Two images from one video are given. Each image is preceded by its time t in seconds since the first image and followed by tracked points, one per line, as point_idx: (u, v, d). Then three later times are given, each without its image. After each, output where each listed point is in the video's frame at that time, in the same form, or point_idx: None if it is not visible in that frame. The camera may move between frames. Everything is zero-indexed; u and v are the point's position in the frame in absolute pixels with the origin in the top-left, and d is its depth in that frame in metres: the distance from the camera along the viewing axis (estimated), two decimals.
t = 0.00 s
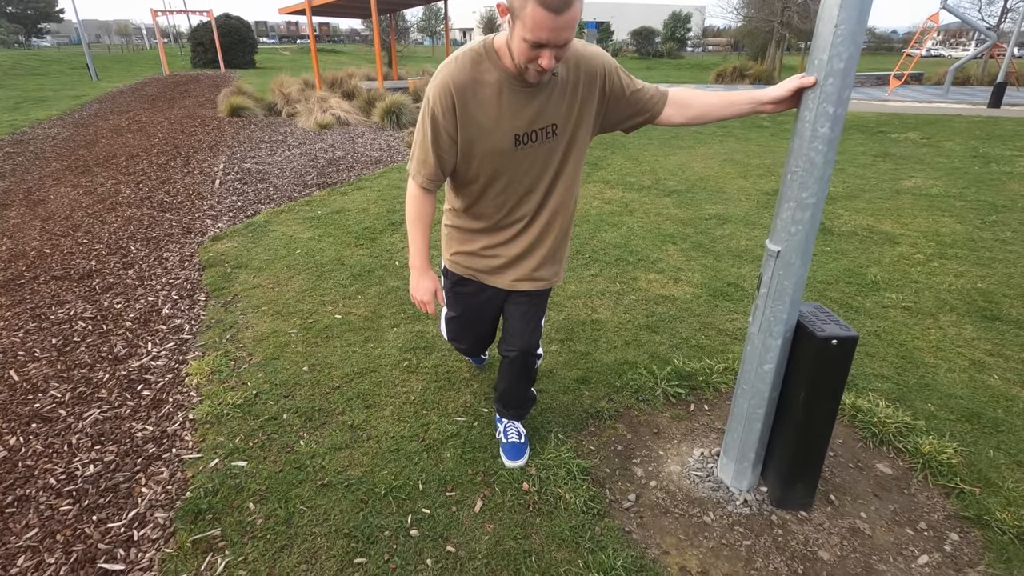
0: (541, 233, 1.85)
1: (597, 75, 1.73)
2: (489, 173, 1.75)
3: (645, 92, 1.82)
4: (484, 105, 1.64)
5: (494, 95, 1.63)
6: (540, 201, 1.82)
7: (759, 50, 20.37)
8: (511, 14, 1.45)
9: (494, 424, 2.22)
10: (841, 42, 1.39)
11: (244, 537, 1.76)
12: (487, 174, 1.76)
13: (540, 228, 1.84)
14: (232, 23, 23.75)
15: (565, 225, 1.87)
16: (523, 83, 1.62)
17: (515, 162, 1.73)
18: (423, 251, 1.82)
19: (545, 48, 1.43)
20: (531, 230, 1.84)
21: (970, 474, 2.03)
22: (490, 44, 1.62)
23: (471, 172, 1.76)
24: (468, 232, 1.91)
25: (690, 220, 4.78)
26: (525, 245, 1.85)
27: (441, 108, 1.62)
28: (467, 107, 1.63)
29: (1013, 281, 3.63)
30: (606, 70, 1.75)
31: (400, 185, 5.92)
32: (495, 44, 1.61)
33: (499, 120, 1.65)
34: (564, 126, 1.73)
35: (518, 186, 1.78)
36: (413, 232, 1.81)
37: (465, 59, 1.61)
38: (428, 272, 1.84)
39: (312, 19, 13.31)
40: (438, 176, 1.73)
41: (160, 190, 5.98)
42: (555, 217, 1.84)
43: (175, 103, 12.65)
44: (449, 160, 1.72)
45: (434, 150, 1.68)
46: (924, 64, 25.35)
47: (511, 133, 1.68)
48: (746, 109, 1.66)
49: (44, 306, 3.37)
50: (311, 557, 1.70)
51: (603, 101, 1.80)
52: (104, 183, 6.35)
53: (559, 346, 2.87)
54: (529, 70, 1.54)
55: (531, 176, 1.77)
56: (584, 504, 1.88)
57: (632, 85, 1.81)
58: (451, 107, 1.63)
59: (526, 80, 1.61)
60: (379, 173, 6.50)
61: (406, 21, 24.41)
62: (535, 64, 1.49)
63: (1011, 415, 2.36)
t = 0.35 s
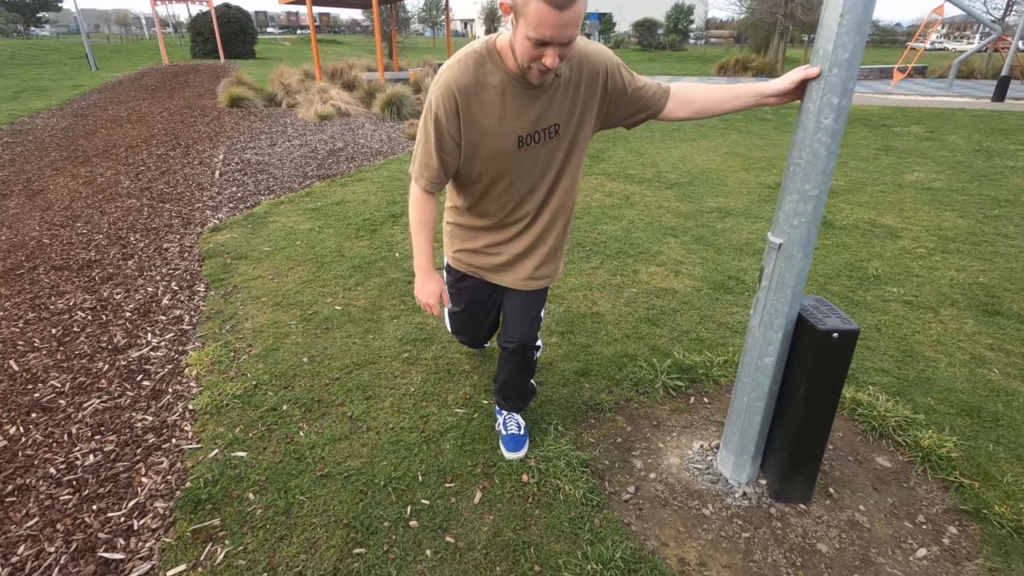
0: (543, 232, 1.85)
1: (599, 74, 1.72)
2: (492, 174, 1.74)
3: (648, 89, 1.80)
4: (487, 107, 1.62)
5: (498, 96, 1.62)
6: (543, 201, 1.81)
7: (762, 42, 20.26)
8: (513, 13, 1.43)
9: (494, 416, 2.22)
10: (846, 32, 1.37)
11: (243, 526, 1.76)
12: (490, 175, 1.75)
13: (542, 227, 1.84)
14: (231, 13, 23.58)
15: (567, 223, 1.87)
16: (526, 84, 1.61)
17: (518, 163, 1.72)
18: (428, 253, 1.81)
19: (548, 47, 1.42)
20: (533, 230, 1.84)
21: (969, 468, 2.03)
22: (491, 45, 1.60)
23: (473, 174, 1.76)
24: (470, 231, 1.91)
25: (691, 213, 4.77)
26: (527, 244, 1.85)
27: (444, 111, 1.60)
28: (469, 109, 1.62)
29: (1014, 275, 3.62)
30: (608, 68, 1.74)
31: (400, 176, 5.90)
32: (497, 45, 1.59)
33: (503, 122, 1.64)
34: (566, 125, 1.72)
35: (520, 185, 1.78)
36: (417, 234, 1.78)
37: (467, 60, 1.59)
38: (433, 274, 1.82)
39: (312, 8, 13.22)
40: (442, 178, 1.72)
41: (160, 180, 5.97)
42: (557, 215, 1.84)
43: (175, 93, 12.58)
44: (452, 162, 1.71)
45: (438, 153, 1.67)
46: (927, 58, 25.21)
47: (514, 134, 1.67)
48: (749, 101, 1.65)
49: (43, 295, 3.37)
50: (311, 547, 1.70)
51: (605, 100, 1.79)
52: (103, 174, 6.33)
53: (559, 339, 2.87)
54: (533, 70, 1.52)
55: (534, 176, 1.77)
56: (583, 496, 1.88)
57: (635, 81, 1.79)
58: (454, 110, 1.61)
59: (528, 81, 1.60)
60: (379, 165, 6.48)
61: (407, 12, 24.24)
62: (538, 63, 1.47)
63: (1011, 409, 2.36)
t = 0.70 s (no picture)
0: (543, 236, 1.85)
1: (599, 83, 1.72)
2: (492, 182, 1.74)
3: (648, 94, 1.80)
4: (488, 117, 1.62)
5: (499, 106, 1.61)
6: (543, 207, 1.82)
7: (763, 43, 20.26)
8: (514, 25, 1.42)
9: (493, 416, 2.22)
10: (848, 33, 1.37)
11: (242, 526, 1.76)
12: (490, 183, 1.75)
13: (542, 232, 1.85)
14: (232, 11, 23.57)
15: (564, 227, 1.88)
16: (527, 95, 1.60)
17: (518, 171, 1.72)
18: (435, 262, 1.79)
19: (549, 60, 1.41)
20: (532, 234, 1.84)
21: (968, 471, 2.03)
22: (491, 55, 1.59)
23: (473, 182, 1.75)
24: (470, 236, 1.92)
25: (691, 214, 4.77)
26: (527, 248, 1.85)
27: (445, 122, 1.59)
28: (470, 120, 1.61)
29: (1014, 278, 3.62)
30: (608, 75, 1.74)
31: (400, 176, 5.90)
32: (497, 56, 1.58)
33: (504, 132, 1.64)
34: (566, 133, 1.72)
35: (520, 193, 1.78)
36: (422, 244, 1.77)
37: (467, 71, 1.57)
38: (441, 283, 1.81)
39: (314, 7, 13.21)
40: (443, 187, 1.71)
41: (160, 178, 5.96)
42: (556, 220, 1.85)
43: (176, 91, 12.57)
44: (453, 172, 1.70)
45: (439, 163, 1.66)
46: (928, 60, 25.20)
47: (514, 144, 1.67)
48: (751, 103, 1.64)
49: (43, 293, 3.37)
50: (309, 547, 1.70)
51: (605, 105, 1.79)
52: (103, 171, 6.32)
53: (559, 339, 2.87)
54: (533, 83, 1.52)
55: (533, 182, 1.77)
56: (581, 497, 1.88)
57: (634, 87, 1.80)
58: (455, 121, 1.60)
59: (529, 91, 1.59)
60: (379, 164, 6.47)
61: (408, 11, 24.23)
62: (538, 75, 1.47)
63: (1010, 413, 2.36)
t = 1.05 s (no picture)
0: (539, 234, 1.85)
1: (598, 82, 1.71)
2: (485, 176, 1.76)
3: (648, 96, 1.79)
4: (480, 112, 1.64)
5: (493, 101, 1.62)
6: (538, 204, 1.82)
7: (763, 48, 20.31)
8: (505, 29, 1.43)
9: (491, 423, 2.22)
10: (846, 49, 1.38)
11: (240, 533, 1.76)
12: (485, 178, 1.76)
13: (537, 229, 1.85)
14: (234, 12, 23.60)
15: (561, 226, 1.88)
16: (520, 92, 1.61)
17: (513, 168, 1.73)
18: (423, 244, 1.85)
19: (534, 67, 1.42)
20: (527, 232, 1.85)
21: (965, 482, 2.04)
22: (487, 51, 1.61)
23: (468, 174, 1.77)
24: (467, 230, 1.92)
25: (691, 220, 4.78)
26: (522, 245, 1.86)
27: (437, 113, 1.62)
28: (463, 113, 1.63)
29: (1011, 287, 3.63)
30: (607, 75, 1.73)
31: (401, 179, 5.91)
32: (492, 52, 1.60)
33: (496, 127, 1.65)
34: (561, 131, 1.72)
35: (513, 189, 1.79)
36: (414, 227, 1.83)
37: (462, 64, 1.60)
38: (428, 265, 1.87)
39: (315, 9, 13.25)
40: (435, 176, 1.75)
41: (160, 180, 5.97)
42: (553, 218, 1.84)
43: (177, 92, 12.59)
44: (446, 161, 1.74)
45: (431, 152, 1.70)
46: (927, 66, 25.27)
47: (507, 139, 1.67)
48: (749, 115, 1.64)
49: (43, 295, 3.37)
50: (307, 554, 1.70)
51: (604, 104, 1.78)
52: (104, 173, 6.33)
53: (558, 346, 2.88)
54: (524, 85, 1.53)
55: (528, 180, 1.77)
56: (579, 506, 1.89)
57: (634, 89, 1.78)
58: (447, 113, 1.63)
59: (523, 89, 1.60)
60: (380, 167, 6.49)
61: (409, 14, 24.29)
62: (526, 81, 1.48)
63: (1007, 423, 2.37)
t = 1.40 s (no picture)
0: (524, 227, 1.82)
1: (596, 82, 1.69)
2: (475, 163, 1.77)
3: (647, 101, 1.78)
4: (470, 97, 1.67)
5: (485, 88, 1.65)
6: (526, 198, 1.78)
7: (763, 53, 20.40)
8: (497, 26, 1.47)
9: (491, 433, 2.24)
10: (842, 72, 1.40)
11: (241, 544, 1.78)
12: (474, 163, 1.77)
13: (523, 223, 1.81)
14: (235, 13, 23.65)
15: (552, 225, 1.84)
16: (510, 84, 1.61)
17: (501, 158, 1.72)
18: (413, 208, 1.95)
19: (519, 68, 1.44)
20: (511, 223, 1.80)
21: (960, 495, 2.05)
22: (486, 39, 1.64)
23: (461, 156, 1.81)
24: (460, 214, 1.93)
25: (690, 227, 4.80)
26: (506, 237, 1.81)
27: (430, 91, 1.69)
28: (454, 96, 1.68)
29: (1008, 297, 3.66)
30: (609, 76, 1.70)
31: (401, 184, 5.93)
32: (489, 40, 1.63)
33: (486, 114, 1.67)
34: (554, 129, 1.70)
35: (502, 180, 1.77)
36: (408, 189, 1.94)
37: (459, 48, 1.64)
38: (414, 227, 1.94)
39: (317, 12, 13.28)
40: (429, 147, 1.83)
41: (161, 184, 5.98)
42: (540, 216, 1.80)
43: (178, 94, 12.61)
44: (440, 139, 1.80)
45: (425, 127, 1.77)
46: (926, 71, 25.35)
47: (495, 129, 1.68)
48: (749, 133, 1.66)
49: (44, 301, 3.39)
50: (308, 565, 1.72)
51: (604, 106, 1.76)
52: (105, 176, 6.34)
53: (557, 355, 2.89)
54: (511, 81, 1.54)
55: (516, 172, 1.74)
56: (577, 518, 1.90)
57: (636, 93, 1.77)
58: (439, 93, 1.69)
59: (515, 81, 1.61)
60: (380, 172, 6.51)
61: (410, 17, 24.36)
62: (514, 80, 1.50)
63: (1002, 436, 2.38)
